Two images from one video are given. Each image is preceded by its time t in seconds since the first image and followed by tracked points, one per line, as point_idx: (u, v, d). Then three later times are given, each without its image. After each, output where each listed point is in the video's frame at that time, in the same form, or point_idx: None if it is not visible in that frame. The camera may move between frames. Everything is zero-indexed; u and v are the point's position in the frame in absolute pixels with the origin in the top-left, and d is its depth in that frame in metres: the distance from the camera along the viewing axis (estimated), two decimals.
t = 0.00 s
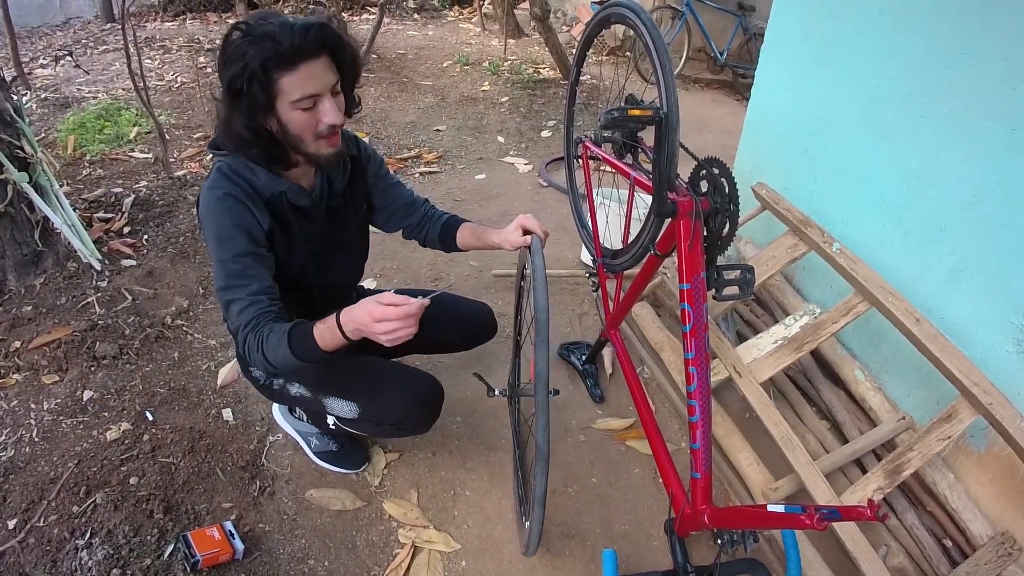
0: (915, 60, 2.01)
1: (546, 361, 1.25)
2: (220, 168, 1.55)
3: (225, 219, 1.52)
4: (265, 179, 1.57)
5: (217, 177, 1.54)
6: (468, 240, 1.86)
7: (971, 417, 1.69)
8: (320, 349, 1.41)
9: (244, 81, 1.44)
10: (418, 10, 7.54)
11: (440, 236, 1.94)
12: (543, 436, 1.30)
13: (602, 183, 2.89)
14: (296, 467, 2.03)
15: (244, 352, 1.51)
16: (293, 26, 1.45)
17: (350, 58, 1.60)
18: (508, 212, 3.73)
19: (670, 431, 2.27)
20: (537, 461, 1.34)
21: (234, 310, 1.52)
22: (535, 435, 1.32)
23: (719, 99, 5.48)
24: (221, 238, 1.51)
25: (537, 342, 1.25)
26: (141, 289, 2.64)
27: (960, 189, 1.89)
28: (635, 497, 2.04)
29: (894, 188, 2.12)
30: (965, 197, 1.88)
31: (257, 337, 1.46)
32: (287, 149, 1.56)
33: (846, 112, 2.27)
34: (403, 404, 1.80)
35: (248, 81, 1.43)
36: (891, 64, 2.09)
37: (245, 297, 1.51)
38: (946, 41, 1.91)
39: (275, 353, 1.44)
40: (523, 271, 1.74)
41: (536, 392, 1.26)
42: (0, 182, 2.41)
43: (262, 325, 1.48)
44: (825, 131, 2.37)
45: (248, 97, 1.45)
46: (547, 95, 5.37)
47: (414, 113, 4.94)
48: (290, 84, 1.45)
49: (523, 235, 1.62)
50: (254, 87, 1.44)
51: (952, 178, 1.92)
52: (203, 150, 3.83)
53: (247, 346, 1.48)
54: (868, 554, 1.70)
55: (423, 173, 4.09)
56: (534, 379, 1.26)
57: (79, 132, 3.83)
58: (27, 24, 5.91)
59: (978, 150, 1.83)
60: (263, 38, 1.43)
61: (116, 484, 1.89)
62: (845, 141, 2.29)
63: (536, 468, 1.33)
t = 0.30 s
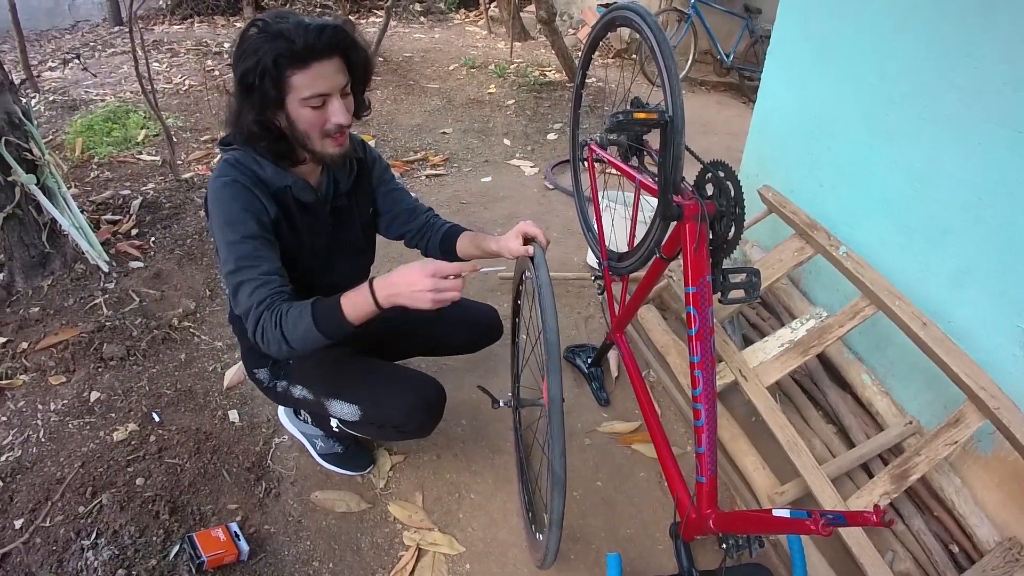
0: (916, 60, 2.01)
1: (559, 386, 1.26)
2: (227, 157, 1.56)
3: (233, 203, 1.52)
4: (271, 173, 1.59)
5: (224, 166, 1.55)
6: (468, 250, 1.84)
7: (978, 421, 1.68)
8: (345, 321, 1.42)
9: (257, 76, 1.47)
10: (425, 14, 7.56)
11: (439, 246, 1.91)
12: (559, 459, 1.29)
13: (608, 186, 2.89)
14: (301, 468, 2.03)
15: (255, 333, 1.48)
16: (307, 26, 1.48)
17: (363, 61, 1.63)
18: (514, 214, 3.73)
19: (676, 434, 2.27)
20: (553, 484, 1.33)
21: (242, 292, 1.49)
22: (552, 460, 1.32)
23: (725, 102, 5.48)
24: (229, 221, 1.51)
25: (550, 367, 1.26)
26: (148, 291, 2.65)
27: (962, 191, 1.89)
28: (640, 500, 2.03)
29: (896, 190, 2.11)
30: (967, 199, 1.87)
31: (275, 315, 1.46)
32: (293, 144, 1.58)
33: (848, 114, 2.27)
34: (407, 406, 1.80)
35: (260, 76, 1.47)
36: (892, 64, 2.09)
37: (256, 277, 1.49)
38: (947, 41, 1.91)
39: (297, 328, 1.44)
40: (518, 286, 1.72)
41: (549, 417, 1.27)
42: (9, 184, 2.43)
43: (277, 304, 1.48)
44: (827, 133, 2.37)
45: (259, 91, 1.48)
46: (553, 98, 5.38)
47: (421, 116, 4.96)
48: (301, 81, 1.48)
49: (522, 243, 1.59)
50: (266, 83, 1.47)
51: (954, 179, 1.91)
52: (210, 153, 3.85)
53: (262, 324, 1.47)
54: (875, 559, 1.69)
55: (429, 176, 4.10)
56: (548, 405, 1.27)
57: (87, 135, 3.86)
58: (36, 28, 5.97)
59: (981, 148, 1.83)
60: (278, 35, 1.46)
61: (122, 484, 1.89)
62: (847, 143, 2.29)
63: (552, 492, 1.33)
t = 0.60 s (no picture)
0: (933, 64, 2.00)
1: (571, 398, 1.23)
2: (251, 135, 1.60)
3: (261, 173, 1.54)
4: (290, 156, 1.60)
5: (248, 142, 1.59)
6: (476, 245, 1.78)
7: (994, 432, 1.65)
8: (395, 277, 1.43)
9: (278, 68, 1.49)
10: (447, 10, 7.57)
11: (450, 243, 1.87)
12: (570, 473, 1.26)
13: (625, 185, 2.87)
14: (312, 459, 2.04)
15: (290, 284, 1.44)
16: (330, 20, 1.49)
17: (385, 56, 1.63)
18: (530, 212, 3.72)
19: (688, 436, 2.25)
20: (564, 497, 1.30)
21: (275, 246, 1.47)
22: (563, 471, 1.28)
23: (746, 103, 5.43)
24: (259, 187, 1.53)
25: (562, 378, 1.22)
26: (166, 280, 2.68)
27: (962, 189, 1.92)
28: (649, 502, 2.02)
29: (900, 189, 2.13)
30: (967, 197, 1.90)
31: (314, 263, 1.44)
32: (314, 135, 1.60)
33: (866, 118, 2.25)
34: (416, 399, 1.80)
35: (281, 67, 1.49)
36: (893, 64, 2.14)
37: (290, 234, 1.49)
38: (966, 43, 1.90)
39: (339, 275, 1.42)
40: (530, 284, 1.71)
41: (561, 430, 1.23)
42: (30, 171, 2.47)
43: (314, 257, 1.47)
44: (833, 134, 2.39)
45: (281, 82, 1.50)
46: (572, 96, 5.36)
47: (440, 112, 4.97)
48: (322, 74, 1.50)
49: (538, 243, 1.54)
50: (287, 74, 1.49)
51: (970, 183, 1.89)
52: (230, 145, 3.89)
53: (299, 274, 1.44)
54: (886, 568, 1.67)
55: (446, 172, 4.11)
56: (560, 418, 1.24)
57: (110, 125, 3.91)
58: (63, 19, 6.06)
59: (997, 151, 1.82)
60: (301, 28, 1.48)
61: (134, 470, 1.92)
62: (853, 143, 2.31)
63: (562, 504, 1.29)
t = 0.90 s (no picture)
0: (937, 56, 1.98)
1: (584, 402, 1.19)
2: (256, 122, 1.58)
3: (270, 151, 1.52)
4: (296, 146, 1.57)
5: (254, 128, 1.57)
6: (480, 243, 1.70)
7: (999, 421, 1.63)
8: (418, 237, 1.37)
9: (288, 61, 1.47)
10: (446, 5, 7.54)
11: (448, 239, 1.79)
12: (584, 479, 1.21)
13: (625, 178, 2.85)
14: (314, 458, 2.04)
15: (304, 240, 1.36)
16: (342, 16, 1.48)
17: (395, 55, 1.62)
18: (531, 207, 3.71)
19: (691, 430, 2.24)
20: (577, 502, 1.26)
21: (288, 207, 1.40)
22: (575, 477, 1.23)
23: (747, 95, 5.40)
24: (270, 161, 1.49)
25: (575, 383, 1.19)
26: (166, 281, 2.68)
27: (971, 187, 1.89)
28: (653, 496, 2.01)
29: (908, 188, 2.10)
30: (977, 195, 1.88)
31: (330, 220, 1.37)
32: (320, 131, 1.59)
33: (871, 111, 2.22)
34: (417, 396, 1.78)
35: (292, 60, 1.47)
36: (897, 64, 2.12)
37: (303, 198, 1.43)
38: (973, 36, 1.87)
39: (359, 228, 1.35)
40: (529, 279, 1.69)
41: (576, 433, 1.19)
42: (29, 174, 2.46)
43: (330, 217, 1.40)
44: (838, 133, 2.37)
45: (290, 75, 1.48)
46: (572, 90, 5.34)
47: (440, 108, 4.95)
48: (332, 68, 1.48)
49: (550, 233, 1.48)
50: (297, 67, 1.48)
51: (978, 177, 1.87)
52: (229, 144, 3.88)
53: (314, 229, 1.36)
54: (892, 561, 1.66)
55: (447, 168, 4.09)
56: (573, 421, 1.20)
57: (109, 126, 3.90)
58: (61, 22, 6.06)
59: (1007, 148, 1.79)
60: (314, 23, 1.46)
61: (136, 472, 1.92)
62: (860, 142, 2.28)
63: (575, 507, 1.25)
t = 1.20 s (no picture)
0: (935, 44, 1.95)
1: (591, 403, 1.18)
2: (251, 108, 1.53)
3: (267, 136, 1.47)
4: (292, 136, 1.51)
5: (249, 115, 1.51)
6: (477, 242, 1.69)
7: (998, 417, 1.62)
8: (417, 237, 1.32)
9: (291, 49, 1.43)
10: None
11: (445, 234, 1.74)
12: (592, 481, 1.19)
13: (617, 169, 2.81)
14: (304, 457, 2.00)
15: (296, 230, 1.31)
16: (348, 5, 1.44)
17: (399, 50, 1.58)
18: (522, 199, 3.67)
19: (686, 425, 2.22)
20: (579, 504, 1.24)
21: (282, 195, 1.35)
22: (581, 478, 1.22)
23: (738, 84, 5.37)
24: (266, 147, 1.44)
25: (581, 383, 1.17)
26: (150, 277, 2.62)
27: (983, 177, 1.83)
28: (648, 493, 1.99)
29: (914, 178, 2.05)
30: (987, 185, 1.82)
31: (324, 213, 1.33)
32: (318, 125, 1.54)
33: (869, 100, 2.19)
34: (412, 393, 1.73)
35: (294, 48, 1.43)
36: (903, 52, 2.05)
37: (299, 187, 1.38)
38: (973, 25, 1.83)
39: (355, 224, 1.30)
40: (524, 274, 1.66)
41: (583, 435, 1.19)
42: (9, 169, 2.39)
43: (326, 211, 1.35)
44: (841, 123, 2.31)
45: (292, 63, 1.44)
46: (563, 80, 5.28)
47: (428, 98, 4.88)
48: (335, 59, 1.44)
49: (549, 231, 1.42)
50: (299, 55, 1.43)
51: (977, 168, 1.85)
52: (214, 136, 3.81)
53: (307, 220, 1.31)
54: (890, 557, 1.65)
55: (436, 158, 4.04)
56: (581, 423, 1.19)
57: (91, 118, 3.81)
58: (40, 11, 5.92)
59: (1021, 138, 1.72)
60: (319, 11, 1.42)
61: (122, 474, 1.87)
62: (865, 131, 2.21)
63: (580, 510, 1.23)
